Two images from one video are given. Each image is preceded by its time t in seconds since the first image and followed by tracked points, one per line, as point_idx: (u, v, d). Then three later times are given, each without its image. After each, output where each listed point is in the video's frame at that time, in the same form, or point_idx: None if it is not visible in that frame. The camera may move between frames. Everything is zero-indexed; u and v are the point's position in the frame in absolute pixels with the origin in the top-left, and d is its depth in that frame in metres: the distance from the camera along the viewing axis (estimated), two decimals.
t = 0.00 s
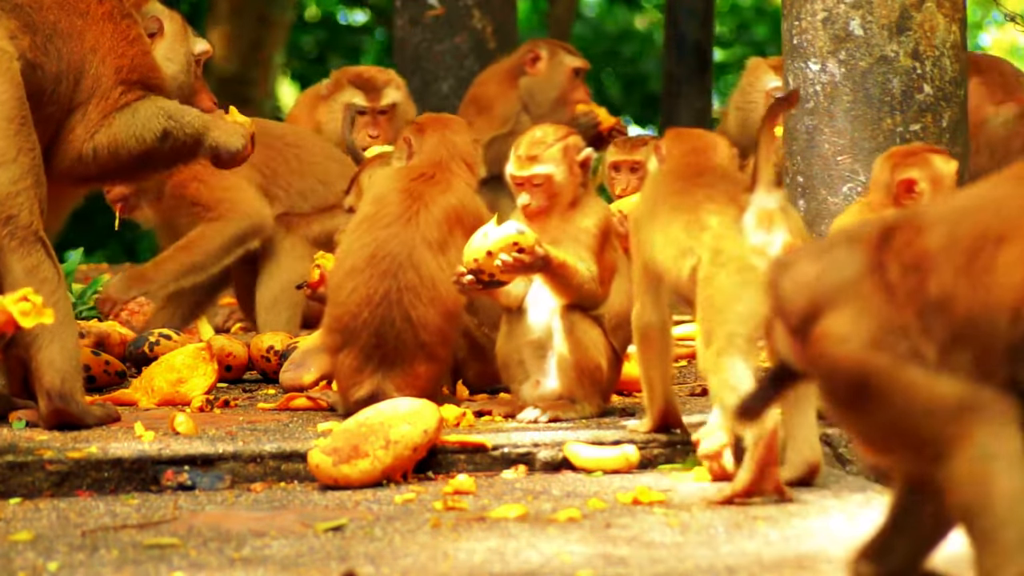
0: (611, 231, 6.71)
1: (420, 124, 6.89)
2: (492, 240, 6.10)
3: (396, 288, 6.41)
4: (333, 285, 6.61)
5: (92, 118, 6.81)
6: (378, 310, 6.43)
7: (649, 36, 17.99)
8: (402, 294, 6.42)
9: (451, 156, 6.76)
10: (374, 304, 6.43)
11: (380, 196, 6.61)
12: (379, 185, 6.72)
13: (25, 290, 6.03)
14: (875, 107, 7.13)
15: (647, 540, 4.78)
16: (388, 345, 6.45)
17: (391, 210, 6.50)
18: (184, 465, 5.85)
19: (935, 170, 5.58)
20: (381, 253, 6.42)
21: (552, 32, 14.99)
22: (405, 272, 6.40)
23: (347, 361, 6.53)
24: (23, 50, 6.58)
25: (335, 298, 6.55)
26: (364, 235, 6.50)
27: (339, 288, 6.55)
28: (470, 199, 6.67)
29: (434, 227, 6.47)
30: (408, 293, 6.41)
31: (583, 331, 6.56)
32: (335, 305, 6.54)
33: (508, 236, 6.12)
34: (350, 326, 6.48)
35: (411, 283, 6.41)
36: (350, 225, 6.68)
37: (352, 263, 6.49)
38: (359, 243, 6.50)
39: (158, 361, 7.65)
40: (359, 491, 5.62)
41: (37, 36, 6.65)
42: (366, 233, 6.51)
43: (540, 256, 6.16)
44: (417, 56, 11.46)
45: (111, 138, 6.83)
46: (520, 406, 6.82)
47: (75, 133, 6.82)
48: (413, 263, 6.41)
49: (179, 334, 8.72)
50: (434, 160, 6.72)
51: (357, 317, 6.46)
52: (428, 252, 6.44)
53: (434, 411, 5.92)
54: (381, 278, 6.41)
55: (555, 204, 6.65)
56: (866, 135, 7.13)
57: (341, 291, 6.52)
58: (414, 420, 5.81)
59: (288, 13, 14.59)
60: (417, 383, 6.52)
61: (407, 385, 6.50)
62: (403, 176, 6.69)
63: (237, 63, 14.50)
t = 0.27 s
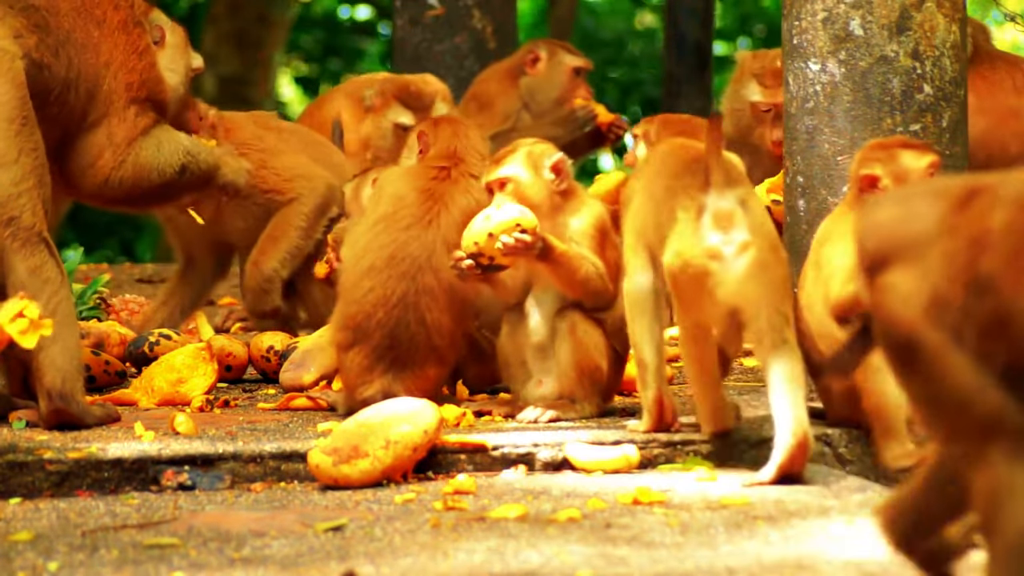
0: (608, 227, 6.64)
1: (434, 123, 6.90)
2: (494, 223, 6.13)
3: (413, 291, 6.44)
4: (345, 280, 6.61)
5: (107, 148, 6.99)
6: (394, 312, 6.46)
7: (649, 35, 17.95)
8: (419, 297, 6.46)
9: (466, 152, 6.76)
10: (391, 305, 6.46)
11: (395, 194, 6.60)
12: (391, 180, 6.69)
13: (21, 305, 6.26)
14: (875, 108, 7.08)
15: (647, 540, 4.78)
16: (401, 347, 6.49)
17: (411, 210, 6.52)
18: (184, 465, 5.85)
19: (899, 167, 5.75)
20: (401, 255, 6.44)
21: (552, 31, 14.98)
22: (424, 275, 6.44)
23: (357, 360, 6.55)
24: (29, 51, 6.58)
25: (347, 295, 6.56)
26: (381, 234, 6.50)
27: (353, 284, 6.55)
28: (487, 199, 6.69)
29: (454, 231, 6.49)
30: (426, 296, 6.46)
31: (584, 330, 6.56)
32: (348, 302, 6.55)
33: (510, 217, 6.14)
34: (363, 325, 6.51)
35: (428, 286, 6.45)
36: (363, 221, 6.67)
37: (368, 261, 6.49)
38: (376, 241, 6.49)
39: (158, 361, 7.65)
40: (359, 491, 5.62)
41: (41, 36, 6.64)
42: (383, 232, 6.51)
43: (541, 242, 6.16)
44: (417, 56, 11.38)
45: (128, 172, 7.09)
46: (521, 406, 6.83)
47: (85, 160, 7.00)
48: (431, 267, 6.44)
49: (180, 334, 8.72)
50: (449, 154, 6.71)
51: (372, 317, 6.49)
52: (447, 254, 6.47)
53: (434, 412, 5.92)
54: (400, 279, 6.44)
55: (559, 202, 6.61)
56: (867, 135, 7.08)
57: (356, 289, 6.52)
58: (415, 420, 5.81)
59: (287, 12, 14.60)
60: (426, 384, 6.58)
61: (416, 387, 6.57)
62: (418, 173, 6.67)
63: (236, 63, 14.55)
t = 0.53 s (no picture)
0: (599, 224, 6.70)
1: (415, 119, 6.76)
2: (477, 215, 6.13)
3: (419, 297, 6.41)
4: (346, 287, 6.53)
5: (115, 151, 7.07)
6: (401, 317, 6.43)
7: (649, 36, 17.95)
8: (425, 302, 6.43)
9: (451, 152, 6.69)
10: (398, 311, 6.42)
11: (391, 197, 6.54)
12: (383, 184, 6.64)
13: None
14: (875, 107, 7.08)
15: (647, 540, 4.78)
16: (408, 351, 6.46)
17: (410, 214, 6.48)
18: (184, 465, 5.85)
19: (881, 166, 5.80)
20: (405, 260, 6.40)
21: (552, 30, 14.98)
22: (429, 279, 6.41)
23: (362, 364, 6.51)
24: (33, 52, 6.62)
25: (350, 302, 6.48)
26: (383, 240, 6.44)
27: (356, 290, 6.47)
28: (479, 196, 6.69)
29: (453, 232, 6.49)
30: (432, 300, 6.43)
31: (584, 330, 6.60)
32: (350, 308, 6.49)
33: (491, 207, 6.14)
34: (369, 331, 6.45)
35: (433, 291, 6.43)
36: (358, 226, 6.58)
37: (372, 268, 6.43)
38: (378, 247, 6.44)
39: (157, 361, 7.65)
40: (359, 491, 5.63)
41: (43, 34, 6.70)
42: (385, 237, 6.45)
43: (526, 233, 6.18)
44: (417, 56, 11.37)
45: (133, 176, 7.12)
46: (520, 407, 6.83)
47: (92, 164, 7.06)
48: (436, 271, 6.43)
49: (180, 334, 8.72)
50: (433, 157, 6.63)
51: (378, 323, 6.43)
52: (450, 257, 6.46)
53: (435, 412, 5.92)
54: (406, 284, 6.40)
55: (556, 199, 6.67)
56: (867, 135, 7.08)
57: (360, 295, 6.45)
58: (415, 420, 5.81)
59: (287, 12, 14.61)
60: (429, 387, 6.57)
61: (419, 390, 6.54)
62: (409, 175, 6.60)
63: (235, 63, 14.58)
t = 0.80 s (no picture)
0: (594, 212, 6.80)
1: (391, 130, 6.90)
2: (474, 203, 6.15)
3: (410, 294, 6.38)
4: (338, 291, 6.50)
5: (113, 131, 7.44)
6: (394, 315, 6.39)
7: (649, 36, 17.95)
8: (416, 299, 6.39)
9: (426, 156, 6.82)
10: (391, 309, 6.38)
11: (374, 199, 6.53)
12: (364, 188, 6.64)
13: None
14: (875, 107, 7.07)
15: (647, 540, 4.78)
16: (402, 350, 6.43)
17: (393, 212, 6.46)
18: (184, 465, 5.85)
19: (875, 170, 5.74)
20: (394, 259, 6.37)
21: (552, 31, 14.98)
22: (418, 276, 6.38)
23: (358, 365, 6.49)
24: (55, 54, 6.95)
25: (343, 305, 6.45)
26: (370, 240, 6.42)
27: (347, 293, 6.44)
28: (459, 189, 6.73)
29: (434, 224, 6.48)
30: (423, 296, 6.40)
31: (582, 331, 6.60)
32: (344, 311, 6.46)
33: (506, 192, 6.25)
34: (363, 332, 6.42)
35: (424, 287, 6.39)
36: (344, 231, 6.58)
37: (361, 269, 6.40)
38: (365, 247, 6.41)
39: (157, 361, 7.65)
40: (360, 491, 5.61)
41: (60, 40, 7.04)
42: (372, 237, 6.43)
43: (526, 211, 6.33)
44: (417, 56, 11.36)
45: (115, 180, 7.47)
46: (520, 407, 6.82)
47: (91, 140, 7.41)
48: (425, 267, 6.40)
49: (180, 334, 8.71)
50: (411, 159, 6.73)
51: (370, 323, 6.40)
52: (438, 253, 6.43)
53: (435, 412, 5.93)
54: (396, 283, 6.37)
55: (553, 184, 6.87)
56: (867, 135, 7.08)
57: (351, 297, 6.42)
58: (415, 420, 5.81)
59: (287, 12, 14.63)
60: (427, 384, 6.53)
61: (417, 389, 6.51)
62: (389, 176, 6.63)
63: (235, 63, 14.61)
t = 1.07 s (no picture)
0: (596, 209, 6.79)
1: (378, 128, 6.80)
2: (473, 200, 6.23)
3: (409, 293, 6.37)
4: (337, 291, 6.51)
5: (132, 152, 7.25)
6: (394, 315, 6.39)
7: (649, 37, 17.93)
8: (416, 298, 6.39)
9: (419, 154, 6.72)
10: (390, 309, 6.38)
11: (369, 199, 6.51)
12: (358, 187, 6.61)
13: None
14: (875, 107, 7.07)
15: (647, 540, 4.78)
16: (402, 349, 6.42)
17: (390, 212, 6.44)
18: (184, 465, 5.85)
19: (882, 159, 5.83)
20: (393, 258, 6.37)
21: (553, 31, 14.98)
22: (417, 275, 6.38)
23: (358, 364, 6.48)
24: (78, 103, 6.87)
25: (343, 305, 6.46)
26: (367, 240, 6.41)
27: (347, 294, 6.44)
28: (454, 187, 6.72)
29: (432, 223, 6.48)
30: (423, 295, 6.39)
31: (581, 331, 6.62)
32: (343, 311, 6.46)
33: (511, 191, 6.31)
34: (363, 332, 6.42)
35: (423, 286, 6.39)
36: (342, 231, 6.57)
37: (360, 270, 6.40)
38: (363, 247, 6.41)
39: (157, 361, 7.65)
40: (359, 491, 5.62)
41: (80, 78, 6.93)
42: (370, 238, 6.42)
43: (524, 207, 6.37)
44: (417, 56, 11.35)
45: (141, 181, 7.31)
46: (520, 407, 6.82)
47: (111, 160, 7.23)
48: (423, 265, 6.40)
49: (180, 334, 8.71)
50: (402, 158, 6.64)
51: (370, 323, 6.40)
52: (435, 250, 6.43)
53: (435, 412, 5.94)
54: (396, 282, 6.36)
55: (566, 175, 6.88)
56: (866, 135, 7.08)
57: (352, 298, 6.42)
58: (415, 420, 5.82)
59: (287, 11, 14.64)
60: (427, 383, 6.53)
61: (417, 387, 6.51)
62: (382, 174, 6.61)
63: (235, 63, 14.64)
